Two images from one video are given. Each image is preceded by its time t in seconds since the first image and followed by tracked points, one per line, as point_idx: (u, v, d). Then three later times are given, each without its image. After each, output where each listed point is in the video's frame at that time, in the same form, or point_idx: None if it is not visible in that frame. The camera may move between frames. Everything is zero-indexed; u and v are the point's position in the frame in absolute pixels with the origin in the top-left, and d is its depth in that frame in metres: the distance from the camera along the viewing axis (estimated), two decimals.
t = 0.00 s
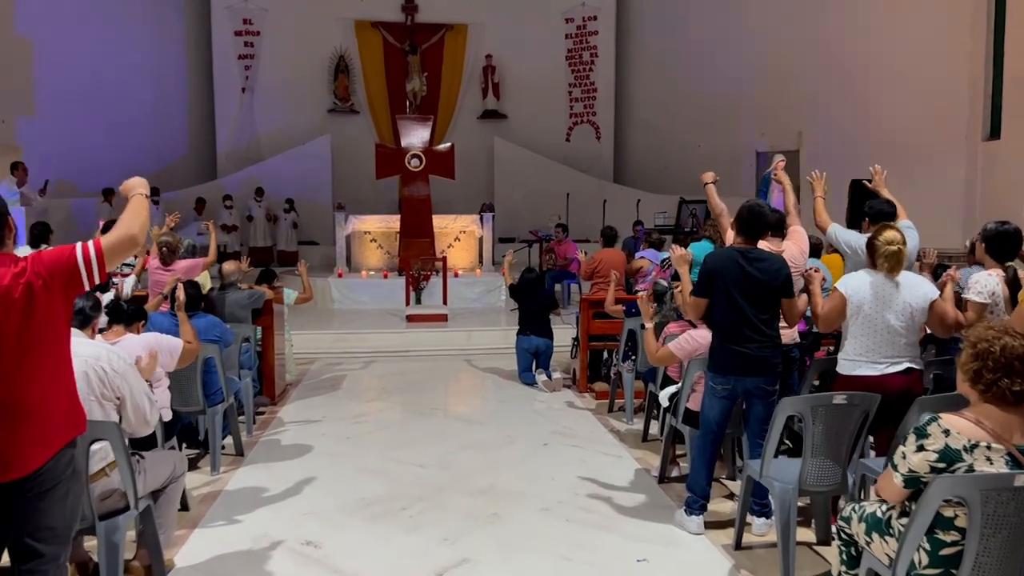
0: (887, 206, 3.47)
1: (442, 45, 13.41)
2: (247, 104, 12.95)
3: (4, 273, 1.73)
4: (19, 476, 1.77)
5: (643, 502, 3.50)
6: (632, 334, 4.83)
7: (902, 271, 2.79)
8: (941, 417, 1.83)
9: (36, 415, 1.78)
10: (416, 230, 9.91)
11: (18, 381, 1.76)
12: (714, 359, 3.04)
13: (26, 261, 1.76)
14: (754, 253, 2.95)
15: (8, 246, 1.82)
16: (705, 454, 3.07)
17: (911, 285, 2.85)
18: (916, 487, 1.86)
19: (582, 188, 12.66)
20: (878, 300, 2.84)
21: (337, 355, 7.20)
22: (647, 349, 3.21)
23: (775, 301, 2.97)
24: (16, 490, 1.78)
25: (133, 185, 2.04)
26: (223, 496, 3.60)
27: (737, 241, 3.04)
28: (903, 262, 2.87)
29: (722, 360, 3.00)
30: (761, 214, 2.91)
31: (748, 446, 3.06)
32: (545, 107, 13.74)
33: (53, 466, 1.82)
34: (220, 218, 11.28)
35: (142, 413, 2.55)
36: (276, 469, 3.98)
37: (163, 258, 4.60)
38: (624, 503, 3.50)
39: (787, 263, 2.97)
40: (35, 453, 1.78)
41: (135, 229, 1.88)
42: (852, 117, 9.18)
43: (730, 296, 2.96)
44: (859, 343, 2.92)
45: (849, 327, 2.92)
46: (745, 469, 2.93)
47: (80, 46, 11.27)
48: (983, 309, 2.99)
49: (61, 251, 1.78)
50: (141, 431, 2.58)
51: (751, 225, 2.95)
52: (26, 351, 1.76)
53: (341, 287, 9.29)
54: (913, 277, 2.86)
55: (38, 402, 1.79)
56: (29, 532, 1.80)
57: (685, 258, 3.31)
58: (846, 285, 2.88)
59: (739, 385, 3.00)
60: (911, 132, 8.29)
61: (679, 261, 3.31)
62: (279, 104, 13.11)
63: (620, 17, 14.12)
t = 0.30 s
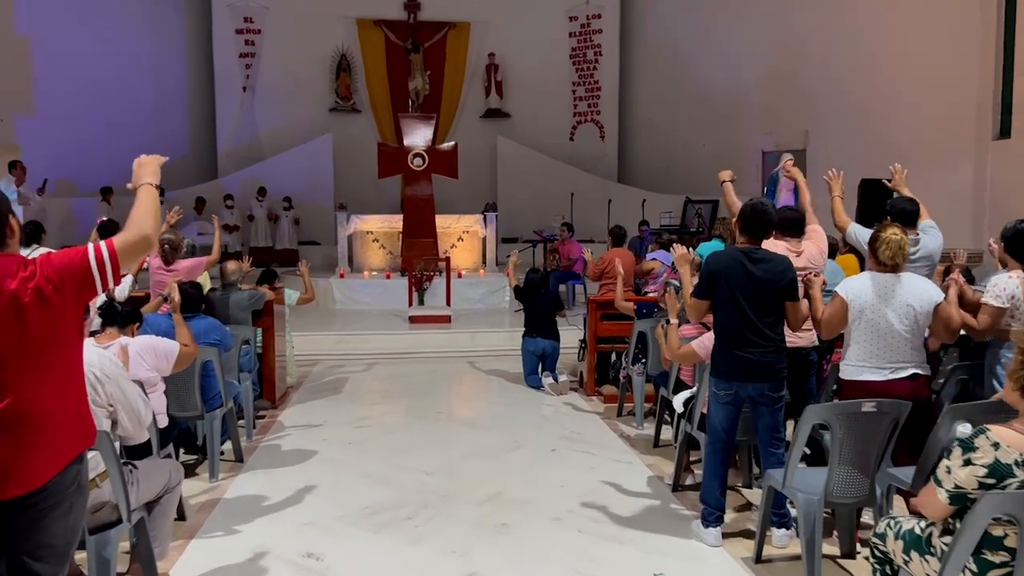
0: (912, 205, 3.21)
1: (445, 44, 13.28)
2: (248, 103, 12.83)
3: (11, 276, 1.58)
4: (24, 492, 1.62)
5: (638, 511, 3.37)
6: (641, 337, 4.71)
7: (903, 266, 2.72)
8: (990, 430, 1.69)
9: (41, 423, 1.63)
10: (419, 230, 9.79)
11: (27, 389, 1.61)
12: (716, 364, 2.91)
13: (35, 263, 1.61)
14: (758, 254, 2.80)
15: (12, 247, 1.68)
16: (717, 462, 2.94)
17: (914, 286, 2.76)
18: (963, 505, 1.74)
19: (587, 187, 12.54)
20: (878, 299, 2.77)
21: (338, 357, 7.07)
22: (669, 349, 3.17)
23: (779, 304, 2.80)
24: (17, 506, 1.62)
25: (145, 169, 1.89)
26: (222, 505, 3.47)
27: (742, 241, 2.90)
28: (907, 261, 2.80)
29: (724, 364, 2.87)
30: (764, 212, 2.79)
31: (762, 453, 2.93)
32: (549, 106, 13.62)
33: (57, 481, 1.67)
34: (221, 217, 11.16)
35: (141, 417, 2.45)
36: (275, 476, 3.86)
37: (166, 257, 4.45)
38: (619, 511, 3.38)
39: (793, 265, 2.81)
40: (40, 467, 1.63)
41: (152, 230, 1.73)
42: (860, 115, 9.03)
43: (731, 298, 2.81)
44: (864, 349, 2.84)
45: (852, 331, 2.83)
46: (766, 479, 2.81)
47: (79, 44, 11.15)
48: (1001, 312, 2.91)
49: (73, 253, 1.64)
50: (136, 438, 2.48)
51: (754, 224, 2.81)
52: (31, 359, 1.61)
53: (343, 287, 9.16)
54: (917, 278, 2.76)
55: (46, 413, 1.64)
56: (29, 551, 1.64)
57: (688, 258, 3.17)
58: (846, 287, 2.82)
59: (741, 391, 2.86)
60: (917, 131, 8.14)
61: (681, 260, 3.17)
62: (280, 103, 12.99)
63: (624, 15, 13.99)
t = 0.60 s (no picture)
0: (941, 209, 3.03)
1: (448, 44, 13.15)
2: (249, 104, 12.70)
3: (8, 289, 1.46)
4: (15, 526, 1.48)
5: (637, 527, 3.25)
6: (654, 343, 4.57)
7: (912, 270, 2.48)
8: None
9: (38, 450, 1.50)
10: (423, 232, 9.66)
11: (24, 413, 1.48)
12: (718, 375, 2.78)
13: (36, 277, 1.49)
14: (766, 262, 2.65)
15: (15, 260, 1.57)
16: (731, 473, 2.82)
17: (925, 291, 2.50)
18: None
19: (592, 188, 12.41)
20: (888, 307, 2.52)
21: (341, 363, 6.92)
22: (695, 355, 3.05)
23: (786, 316, 2.65)
24: (8, 541, 1.48)
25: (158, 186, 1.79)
26: (223, 520, 3.34)
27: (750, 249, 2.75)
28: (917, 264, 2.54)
29: (728, 377, 2.73)
30: (769, 217, 2.64)
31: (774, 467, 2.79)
32: (553, 106, 13.48)
33: (54, 513, 1.54)
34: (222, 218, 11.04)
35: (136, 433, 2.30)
36: (278, 489, 3.72)
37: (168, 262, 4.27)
38: (617, 528, 3.25)
39: (803, 274, 2.66)
40: (36, 500, 1.50)
41: (160, 247, 1.61)
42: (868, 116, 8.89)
43: (738, 310, 2.67)
44: (875, 361, 2.57)
45: (863, 343, 2.57)
46: (792, 495, 2.68)
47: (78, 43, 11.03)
48: None
49: (79, 268, 1.52)
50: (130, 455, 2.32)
51: (761, 231, 2.66)
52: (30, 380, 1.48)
53: (345, 290, 9.03)
54: (928, 282, 2.51)
55: (44, 440, 1.51)
56: None
57: (693, 268, 2.99)
58: (854, 297, 2.56)
59: (742, 404, 2.72)
60: (926, 132, 7.99)
61: (685, 270, 2.99)
62: (282, 103, 12.86)
63: (629, 14, 13.85)
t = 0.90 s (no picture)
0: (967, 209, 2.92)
1: (451, 42, 13.02)
2: (249, 103, 12.59)
3: None
4: None
5: (648, 539, 3.12)
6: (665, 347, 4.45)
7: (942, 272, 2.36)
8: None
9: (15, 466, 1.38)
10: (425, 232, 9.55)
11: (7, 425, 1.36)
12: (732, 379, 2.68)
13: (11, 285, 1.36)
14: (788, 265, 2.59)
15: None
16: (749, 481, 2.70)
17: (955, 293, 2.39)
18: None
19: (596, 188, 12.29)
20: (916, 312, 2.39)
21: (342, 365, 6.80)
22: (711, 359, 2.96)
23: (807, 320, 2.58)
24: None
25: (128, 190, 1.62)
26: (221, 530, 3.23)
27: (769, 250, 2.67)
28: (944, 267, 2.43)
29: (745, 382, 2.63)
30: (792, 217, 2.56)
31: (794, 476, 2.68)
32: (556, 105, 13.37)
33: (32, 535, 1.42)
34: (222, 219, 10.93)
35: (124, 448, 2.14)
36: (279, 497, 3.61)
37: (168, 264, 4.14)
38: (627, 541, 3.12)
39: (825, 278, 2.60)
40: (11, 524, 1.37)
41: (146, 262, 1.44)
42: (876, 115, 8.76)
43: (758, 314, 2.59)
44: (904, 367, 2.43)
45: (891, 349, 2.44)
46: (815, 507, 2.55)
47: (78, 42, 10.92)
48: None
49: (58, 276, 1.38)
50: (121, 469, 2.17)
51: (783, 231, 2.58)
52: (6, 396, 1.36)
53: (347, 291, 8.92)
54: (957, 284, 2.40)
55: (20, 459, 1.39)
56: None
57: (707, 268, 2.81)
58: (879, 302, 2.44)
59: (761, 410, 2.63)
60: (932, 132, 7.86)
61: (699, 270, 2.81)
62: (282, 102, 12.74)
63: (633, 12, 13.74)
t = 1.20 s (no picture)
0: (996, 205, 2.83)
1: (453, 40, 12.90)
2: (249, 101, 12.46)
3: None
4: None
5: (674, 547, 2.99)
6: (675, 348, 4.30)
7: (998, 272, 2.23)
8: None
9: None
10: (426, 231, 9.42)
11: None
12: (765, 381, 2.57)
13: None
14: (824, 260, 2.45)
15: None
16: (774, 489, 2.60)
17: (1010, 293, 2.26)
18: None
19: (600, 187, 12.17)
20: (970, 313, 2.25)
21: (342, 366, 6.68)
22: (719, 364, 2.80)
23: (845, 318, 2.45)
24: None
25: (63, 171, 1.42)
26: (213, 539, 3.09)
27: (801, 245, 2.55)
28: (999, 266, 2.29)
29: (780, 385, 2.51)
30: (823, 209, 2.46)
31: (823, 485, 2.56)
32: (559, 103, 13.23)
33: None
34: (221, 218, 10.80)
35: (113, 461, 2.00)
36: (275, 503, 3.48)
37: (164, 261, 4.01)
38: (654, 548, 2.99)
39: (862, 273, 2.46)
40: None
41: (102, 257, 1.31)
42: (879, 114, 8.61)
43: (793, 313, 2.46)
44: (953, 371, 2.30)
45: (938, 350, 2.30)
46: (840, 519, 2.40)
47: (75, 39, 10.79)
48: None
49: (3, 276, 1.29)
50: (112, 483, 2.04)
51: (814, 225, 2.49)
52: None
53: (348, 290, 8.79)
54: (1014, 285, 2.26)
55: None
56: None
57: (738, 266, 2.75)
58: (930, 299, 2.30)
59: (795, 414, 2.51)
60: (938, 128, 7.71)
61: (730, 267, 2.75)
62: (283, 100, 12.62)
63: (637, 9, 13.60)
